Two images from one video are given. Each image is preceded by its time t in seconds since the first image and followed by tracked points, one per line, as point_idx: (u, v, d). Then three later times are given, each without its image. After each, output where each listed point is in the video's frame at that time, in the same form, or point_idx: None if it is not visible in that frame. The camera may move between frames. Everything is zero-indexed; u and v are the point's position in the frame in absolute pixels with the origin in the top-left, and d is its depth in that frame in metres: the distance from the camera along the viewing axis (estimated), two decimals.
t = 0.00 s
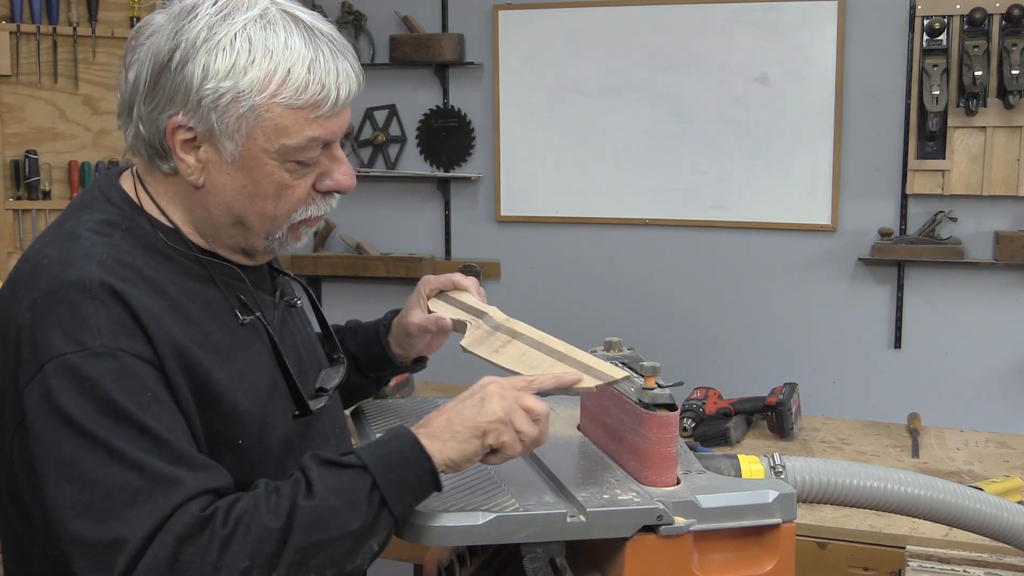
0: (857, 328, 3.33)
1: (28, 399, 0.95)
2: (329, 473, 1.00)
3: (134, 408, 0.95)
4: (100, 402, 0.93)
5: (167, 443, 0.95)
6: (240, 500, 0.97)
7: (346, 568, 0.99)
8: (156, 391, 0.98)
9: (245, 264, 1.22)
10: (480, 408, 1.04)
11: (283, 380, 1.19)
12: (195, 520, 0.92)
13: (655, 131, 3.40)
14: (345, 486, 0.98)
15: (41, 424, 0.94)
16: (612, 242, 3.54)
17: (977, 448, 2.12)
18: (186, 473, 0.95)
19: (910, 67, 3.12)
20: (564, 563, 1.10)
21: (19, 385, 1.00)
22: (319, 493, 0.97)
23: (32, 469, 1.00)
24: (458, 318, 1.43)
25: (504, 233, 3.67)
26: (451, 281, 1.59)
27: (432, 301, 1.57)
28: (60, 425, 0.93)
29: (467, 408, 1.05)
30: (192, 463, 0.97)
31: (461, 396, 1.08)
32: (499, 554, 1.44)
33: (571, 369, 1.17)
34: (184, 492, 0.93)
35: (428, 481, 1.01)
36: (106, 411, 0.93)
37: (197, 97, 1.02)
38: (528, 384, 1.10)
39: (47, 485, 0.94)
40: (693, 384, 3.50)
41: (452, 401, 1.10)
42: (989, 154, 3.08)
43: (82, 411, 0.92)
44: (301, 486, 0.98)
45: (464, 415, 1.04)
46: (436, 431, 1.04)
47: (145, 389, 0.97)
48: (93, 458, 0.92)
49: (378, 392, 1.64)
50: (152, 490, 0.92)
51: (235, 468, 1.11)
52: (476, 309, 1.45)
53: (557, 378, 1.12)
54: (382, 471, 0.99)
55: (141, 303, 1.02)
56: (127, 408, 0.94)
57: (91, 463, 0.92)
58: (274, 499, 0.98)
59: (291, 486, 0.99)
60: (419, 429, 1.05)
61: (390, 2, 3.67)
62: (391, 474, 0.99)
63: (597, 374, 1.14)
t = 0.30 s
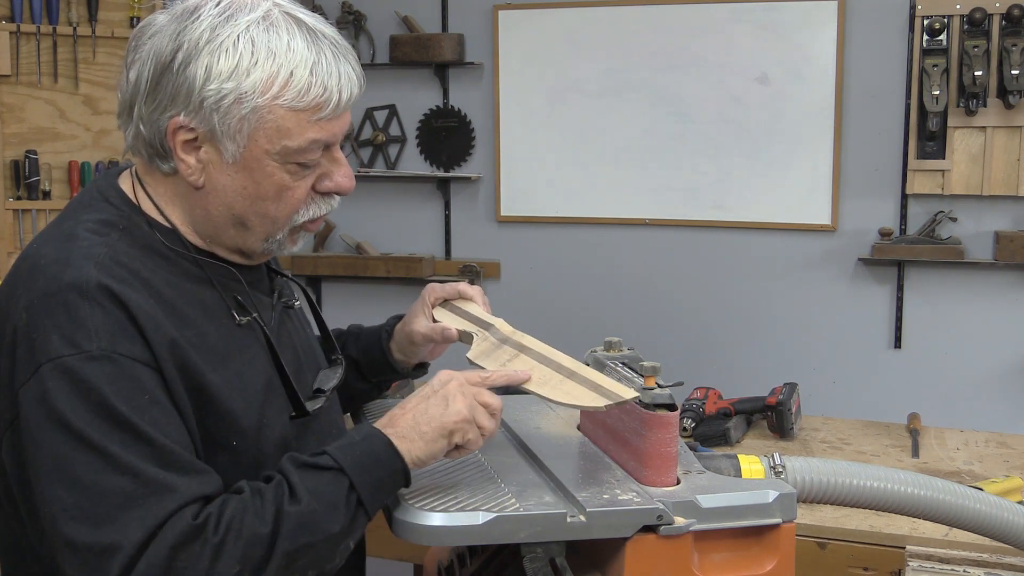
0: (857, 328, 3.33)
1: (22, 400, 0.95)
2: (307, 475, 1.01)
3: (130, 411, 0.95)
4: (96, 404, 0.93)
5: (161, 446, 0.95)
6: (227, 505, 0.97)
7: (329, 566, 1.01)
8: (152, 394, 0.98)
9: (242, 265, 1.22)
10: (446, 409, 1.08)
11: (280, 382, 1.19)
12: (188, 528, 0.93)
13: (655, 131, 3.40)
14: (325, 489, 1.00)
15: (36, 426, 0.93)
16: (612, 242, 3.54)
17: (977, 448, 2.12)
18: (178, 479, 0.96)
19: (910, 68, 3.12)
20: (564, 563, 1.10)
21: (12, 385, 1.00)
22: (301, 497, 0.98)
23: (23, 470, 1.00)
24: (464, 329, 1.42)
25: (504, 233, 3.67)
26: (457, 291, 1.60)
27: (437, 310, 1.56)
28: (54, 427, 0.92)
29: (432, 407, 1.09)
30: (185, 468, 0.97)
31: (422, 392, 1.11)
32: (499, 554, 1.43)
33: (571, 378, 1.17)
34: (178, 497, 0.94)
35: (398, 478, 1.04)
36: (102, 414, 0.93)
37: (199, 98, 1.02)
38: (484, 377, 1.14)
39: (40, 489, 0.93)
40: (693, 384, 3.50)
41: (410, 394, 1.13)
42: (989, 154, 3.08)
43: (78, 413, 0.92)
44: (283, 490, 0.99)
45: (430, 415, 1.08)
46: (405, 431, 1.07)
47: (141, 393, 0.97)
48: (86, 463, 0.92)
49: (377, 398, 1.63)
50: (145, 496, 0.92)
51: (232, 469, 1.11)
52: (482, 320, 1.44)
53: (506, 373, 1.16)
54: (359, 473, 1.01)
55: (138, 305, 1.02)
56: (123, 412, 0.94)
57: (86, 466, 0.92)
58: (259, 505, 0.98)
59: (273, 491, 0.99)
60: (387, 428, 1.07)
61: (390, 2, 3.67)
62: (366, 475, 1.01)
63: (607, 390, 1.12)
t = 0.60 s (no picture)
0: (856, 328, 3.33)
1: (24, 397, 0.96)
2: (312, 475, 1.00)
3: (130, 409, 0.95)
4: (95, 403, 0.93)
5: (161, 444, 0.96)
6: (227, 506, 0.97)
7: (332, 564, 1.01)
8: (152, 391, 0.98)
9: (238, 265, 1.22)
10: (461, 419, 1.06)
11: (276, 380, 1.19)
12: (185, 531, 0.92)
13: (655, 131, 3.40)
14: (329, 488, 0.99)
15: (36, 424, 0.94)
16: (611, 242, 3.54)
17: (977, 448, 2.12)
18: (178, 478, 0.96)
19: (910, 68, 3.12)
20: (564, 563, 1.10)
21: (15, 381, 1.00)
22: (306, 497, 0.98)
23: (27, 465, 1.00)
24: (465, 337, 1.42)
25: (504, 233, 3.67)
26: (465, 302, 1.61)
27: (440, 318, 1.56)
28: (54, 426, 0.93)
29: (449, 413, 1.06)
30: (186, 465, 0.97)
31: (448, 394, 1.09)
32: (498, 554, 1.45)
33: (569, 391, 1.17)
34: (177, 497, 0.94)
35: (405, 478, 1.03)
36: (102, 412, 0.93)
37: (194, 98, 1.02)
38: (512, 389, 1.11)
39: (44, 485, 0.94)
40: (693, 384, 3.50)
41: (433, 392, 1.11)
42: (989, 154, 3.08)
43: (79, 412, 0.92)
44: (287, 489, 0.99)
45: (445, 421, 1.06)
46: (416, 431, 1.05)
47: (142, 389, 0.97)
48: (86, 462, 0.92)
49: (373, 401, 1.63)
50: (143, 496, 0.92)
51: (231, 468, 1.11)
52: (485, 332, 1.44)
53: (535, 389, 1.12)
54: (364, 471, 1.00)
55: (137, 302, 1.02)
56: (124, 411, 0.94)
57: (86, 465, 0.92)
58: (261, 503, 0.98)
59: (277, 490, 0.99)
60: (399, 425, 1.05)
61: (390, 2, 3.67)
62: (372, 475, 1.01)
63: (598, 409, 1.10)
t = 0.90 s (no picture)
0: (856, 328, 3.33)
1: (23, 400, 0.96)
2: (305, 485, 1.01)
3: (130, 416, 0.95)
4: (96, 407, 0.93)
5: (156, 450, 0.95)
6: (224, 517, 0.97)
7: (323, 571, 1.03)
8: (152, 397, 0.98)
9: (236, 267, 1.22)
10: (445, 428, 1.07)
11: (277, 382, 1.19)
12: (183, 543, 0.92)
13: (654, 131, 3.40)
14: (323, 501, 1.00)
15: (35, 426, 0.94)
16: (611, 242, 3.54)
17: (977, 448, 2.12)
18: (177, 485, 0.96)
19: (910, 68, 3.12)
20: (565, 563, 1.10)
21: (12, 383, 1.00)
22: (299, 511, 0.99)
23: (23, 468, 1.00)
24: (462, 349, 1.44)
25: (504, 233, 3.67)
26: (470, 323, 1.58)
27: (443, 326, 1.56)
28: (54, 429, 0.93)
29: (433, 422, 1.08)
30: (185, 474, 0.97)
31: (431, 404, 1.10)
32: (498, 554, 1.43)
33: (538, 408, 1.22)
34: (172, 507, 0.94)
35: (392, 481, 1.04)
36: (102, 417, 0.93)
37: (187, 99, 1.03)
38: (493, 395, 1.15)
39: (41, 489, 0.94)
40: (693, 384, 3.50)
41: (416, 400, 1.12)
42: (989, 154, 3.08)
43: (79, 417, 0.92)
44: (280, 501, 0.99)
45: (429, 431, 1.07)
46: (403, 441, 1.06)
47: (142, 395, 0.97)
48: (84, 467, 0.92)
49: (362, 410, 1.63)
50: (141, 503, 0.92)
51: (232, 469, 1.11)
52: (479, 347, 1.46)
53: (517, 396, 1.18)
54: (355, 484, 1.01)
55: (138, 308, 1.02)
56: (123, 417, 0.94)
57: (85, 469, 0.92)
58: (255, 514, 0.98)
59: (270, 501, 0.99)
60: (386, 437, 1.06)
61: (390, 2, 3.67)
62: (363, 487, 1.02)
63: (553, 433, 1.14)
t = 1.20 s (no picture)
0: (857, 328, 3.33)
1: (26, 400, 0.96)
2: (316, 476, 1.00)
3: (134, 413, 0.95)
4: (99, 406, 0.93)
5: (160, 447, 0.95)
6: (228, 510, 0.96)
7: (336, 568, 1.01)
8: (156, 395, 0.98)
9: (236, 269, 1.22)
10: (473, 427, 1.05)
11: (279, 382, 1.19)
12: (187, 537, 0.92)
13: (655, 131, 3.40)
14: (332, 491, 0.99)
15: (39, 425, 0.94)
16: (612, 242, 3.54)
17: (977, 448, 2.12)
18: (183, 481, 0.95)
19: (910, 68, 3.12)
20: (564, 563, 1.10)
21: (16, 382, 1.00)
22: (308, 502, 0.98)
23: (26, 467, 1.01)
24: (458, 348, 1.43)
25: (504, 233, 3.67)
26: (460, 319, 1.60)
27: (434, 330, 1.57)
28: (57, 428, 0.93)
29: (460, 420, 1.06)
30: (191, 469, 0.97)
31: (463, 402, 1.08)
32: (498, 554, 1.44)
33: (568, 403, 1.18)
34: (178, 503, 0.93)
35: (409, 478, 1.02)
36: (106, 416, 0.93)
37: (187, 99, 1.03)
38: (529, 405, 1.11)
39: (46, 487, 0.94)
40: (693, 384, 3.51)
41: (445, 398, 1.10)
42: (989, 154, 3.08)
43: (82, 416, 0.92)
44: (286, 493, 0.99)
45: (454, 427, 1.05)
46: (425, 435, 1.05)
47: (146, 393, 0.97)
48: (88, 465, 0.92)
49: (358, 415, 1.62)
50: (147, 501, 0.92)
51: (234, 469, 1.11)
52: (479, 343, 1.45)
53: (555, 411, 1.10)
54: (367, 475, 1.00)
55: (140, 306, 1.01)
56: (127, 414, 0.94)
57: (89, 466, 0.92)
58: (262, 507, 0.98)
59: (277, 493, 0.99)
60: (408, 429, 1.05)
61: (390, 2, 3.67)
62: (377, 478, 1.00)
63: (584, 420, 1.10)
